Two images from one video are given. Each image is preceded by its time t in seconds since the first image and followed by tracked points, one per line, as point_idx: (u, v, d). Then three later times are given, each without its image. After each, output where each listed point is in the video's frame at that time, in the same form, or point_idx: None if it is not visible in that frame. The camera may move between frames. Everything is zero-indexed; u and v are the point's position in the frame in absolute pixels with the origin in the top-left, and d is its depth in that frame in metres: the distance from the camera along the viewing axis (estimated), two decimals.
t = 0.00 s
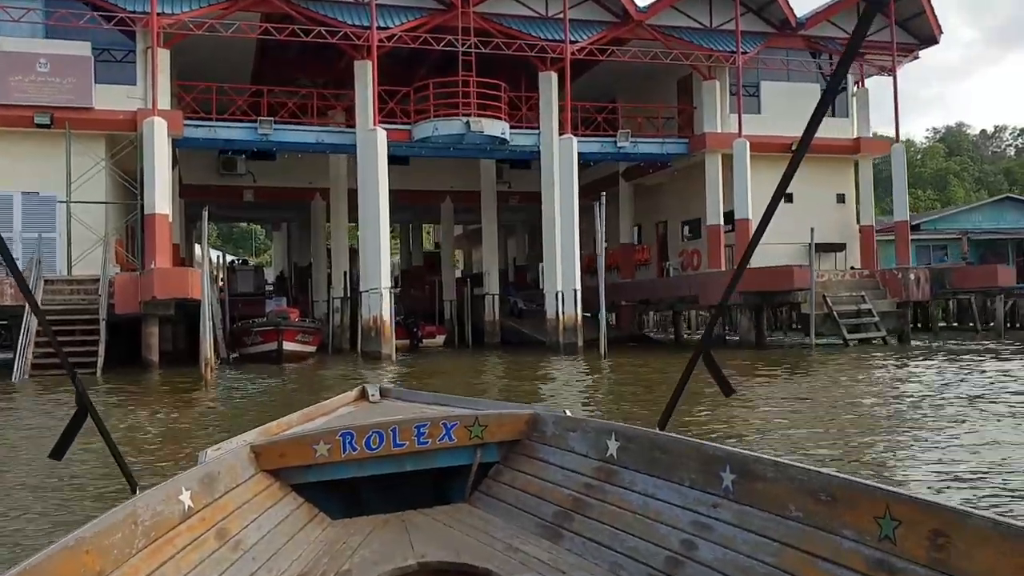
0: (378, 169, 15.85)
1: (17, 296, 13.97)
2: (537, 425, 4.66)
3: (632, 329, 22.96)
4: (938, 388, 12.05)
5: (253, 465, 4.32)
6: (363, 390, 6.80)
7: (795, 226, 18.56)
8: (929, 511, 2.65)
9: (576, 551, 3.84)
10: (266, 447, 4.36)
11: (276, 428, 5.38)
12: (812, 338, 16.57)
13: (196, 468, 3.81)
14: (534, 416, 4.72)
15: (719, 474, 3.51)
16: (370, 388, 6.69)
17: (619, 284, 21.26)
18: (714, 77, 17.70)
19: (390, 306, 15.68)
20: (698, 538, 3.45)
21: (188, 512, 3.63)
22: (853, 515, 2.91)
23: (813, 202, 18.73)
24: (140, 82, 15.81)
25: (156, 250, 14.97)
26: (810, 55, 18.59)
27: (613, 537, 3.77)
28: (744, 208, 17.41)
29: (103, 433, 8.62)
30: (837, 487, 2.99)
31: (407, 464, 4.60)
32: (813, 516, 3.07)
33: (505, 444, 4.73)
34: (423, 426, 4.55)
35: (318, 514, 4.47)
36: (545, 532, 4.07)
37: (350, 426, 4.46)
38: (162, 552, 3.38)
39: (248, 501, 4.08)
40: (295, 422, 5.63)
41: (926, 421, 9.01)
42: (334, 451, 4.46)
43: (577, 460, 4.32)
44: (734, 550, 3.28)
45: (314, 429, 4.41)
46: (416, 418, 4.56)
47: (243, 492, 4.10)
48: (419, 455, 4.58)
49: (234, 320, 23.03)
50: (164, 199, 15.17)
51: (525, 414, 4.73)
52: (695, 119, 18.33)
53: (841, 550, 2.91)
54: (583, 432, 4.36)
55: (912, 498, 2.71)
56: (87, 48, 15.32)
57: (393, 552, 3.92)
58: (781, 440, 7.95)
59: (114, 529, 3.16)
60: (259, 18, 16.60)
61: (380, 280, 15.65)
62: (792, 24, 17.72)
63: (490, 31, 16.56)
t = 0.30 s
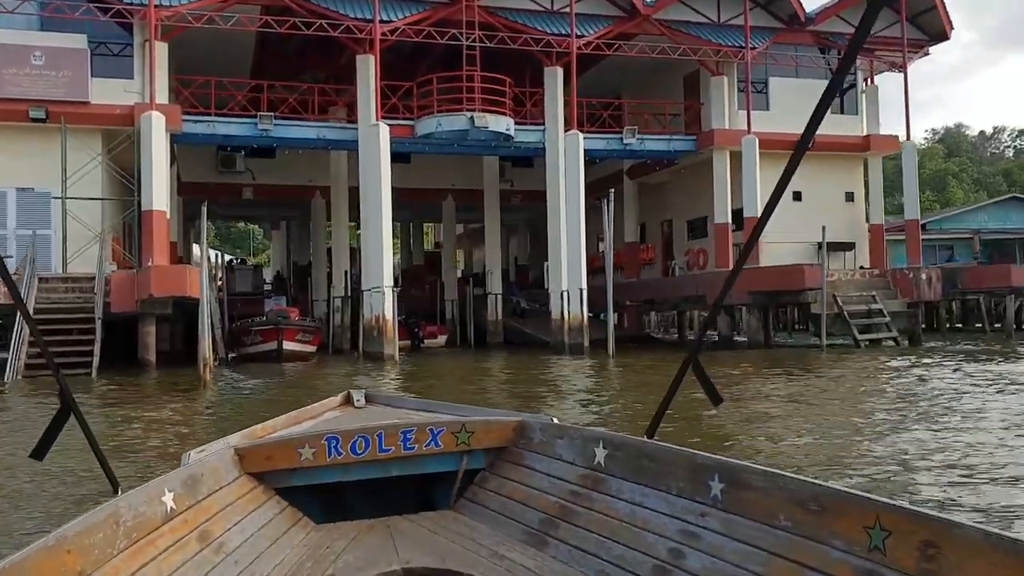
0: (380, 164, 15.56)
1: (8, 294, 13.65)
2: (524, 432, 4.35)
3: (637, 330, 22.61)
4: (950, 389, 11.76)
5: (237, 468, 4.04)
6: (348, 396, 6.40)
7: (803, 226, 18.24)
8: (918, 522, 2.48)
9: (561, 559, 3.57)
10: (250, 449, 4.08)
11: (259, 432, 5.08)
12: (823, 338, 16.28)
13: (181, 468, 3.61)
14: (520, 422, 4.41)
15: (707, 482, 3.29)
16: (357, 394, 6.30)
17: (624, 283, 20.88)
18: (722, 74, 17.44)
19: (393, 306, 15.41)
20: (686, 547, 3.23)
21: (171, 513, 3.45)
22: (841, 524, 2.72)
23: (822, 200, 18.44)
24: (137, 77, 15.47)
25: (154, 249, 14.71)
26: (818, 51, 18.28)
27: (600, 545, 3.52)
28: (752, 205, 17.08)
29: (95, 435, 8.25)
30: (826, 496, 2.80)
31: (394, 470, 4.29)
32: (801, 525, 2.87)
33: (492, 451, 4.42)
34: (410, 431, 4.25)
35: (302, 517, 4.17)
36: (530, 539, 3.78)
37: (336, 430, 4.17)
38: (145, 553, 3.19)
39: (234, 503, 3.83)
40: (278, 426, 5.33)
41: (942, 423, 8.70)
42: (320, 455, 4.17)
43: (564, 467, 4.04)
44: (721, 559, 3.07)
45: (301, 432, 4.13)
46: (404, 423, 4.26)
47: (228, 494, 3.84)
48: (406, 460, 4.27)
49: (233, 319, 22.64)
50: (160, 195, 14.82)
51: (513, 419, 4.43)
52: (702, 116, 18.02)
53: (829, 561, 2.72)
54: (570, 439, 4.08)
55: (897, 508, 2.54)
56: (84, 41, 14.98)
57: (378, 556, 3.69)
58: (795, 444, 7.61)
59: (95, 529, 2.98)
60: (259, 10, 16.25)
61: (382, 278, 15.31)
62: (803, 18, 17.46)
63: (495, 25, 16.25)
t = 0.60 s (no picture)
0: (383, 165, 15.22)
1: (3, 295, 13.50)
2: (507, 422, 4.62)
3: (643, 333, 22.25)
4: (958, 391, 11.60)
5: (218, 454, 4.31)
6: (329, 384, 6.70)
7: (810, 227, 17.95)
8: (904, 511, 2.51)
9: (544, 548, 3.74)
10: (232, 436, 4.35)
11: (241, 418, 5.29)
12: (834, 342, 16.03)
13: (162, 455, 3.73)
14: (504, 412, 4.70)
15: (692, 472, 3.37)
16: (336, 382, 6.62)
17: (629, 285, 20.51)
18: (729, 73, 17.20)
19: (394, 308, 15.07)
20: (671, 537, 3.32)
21: (151, 499, 3.54)
22: (825, 514, 2.77)
23: (829, 200, 18.15)
24: (135, 73, 15.20)
25: (150, 250, 14.40)
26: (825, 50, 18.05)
27: (584, 533, 3.67)
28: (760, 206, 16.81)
29: (91, 440, 7.95)
30: (811, 487, 2.84)
31: (374, 459, 4.61)
32: (787, 515, 2.93)
33: (475, 441, 4.72)
34: (393, 420, 4.57)
35: (283, 505, 4.43)
36: (513, 528, 3.98)
37: (318, 418, 4.47)
38: (125, 538, 3.25)
39: (214, 490, 4.04)
40: (261, 413, 5.57)
41: (952, 424, 8.55)
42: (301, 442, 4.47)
43: (549, 457, 4.22)
44: (706, 549, 3.15)
45: (282, 420, 4.43)
46: (386, 412, 4.57)
47: (208, 480, 4.06)
48: (388, 449, 4.59)
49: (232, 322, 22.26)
50: (157, 194, 14.50)
51: (496, 410, 4.72)
52: (708, 115, 17.77)
53: (815, 550, 2.77)
54: (554, 429, 4.25)
55: (884, 498, 2.58)
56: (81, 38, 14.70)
57: (359, 546, 3.81)
58: (803, 444, 7.48)
59: (77, 512, 3.00)
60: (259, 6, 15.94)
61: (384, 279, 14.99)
62: (811, 16, 17.25)
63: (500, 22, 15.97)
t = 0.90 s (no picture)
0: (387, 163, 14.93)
1: None
2: (469, 414, 4.76)
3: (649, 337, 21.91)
4: (964, 392, 11.42)
5: (177, 451, 4.34)
6: (288, 379, 6.80)
7: (819, 227, 17.69)
8: (856, 498, 2.62)
9: (506, 539, 3.88)
10: (189, 433, 4.39)
11: (198, 415, 5.29)
12: (847, 346, 15.83)
13: (120, 453, 3.77)
14: (464, 406, 4.80)
15: (651, 462, 3.50)
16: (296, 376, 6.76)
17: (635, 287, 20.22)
18: (737, 71, 16.94)
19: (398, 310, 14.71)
20: (629, 525, 3.46)
21: (109, 498, 3.58)
22: (784, 502, 2.87)
23: (838, 200, 17.89)
24: (132, 71, 14.85)
25: (149, 251, 14.10)
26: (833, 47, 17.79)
27: (545, 524, 3.82)
28: (771, 207, 16.49)
29: (82, 442, 7.74)
30: (767, 475, 2.95)
31: (335, 453, 4.69)
32: (745, 503, 3.03)
33: (436, 434, 4.85)
34: (354, 415, 4.64)
35: (242, 502, 4.57)
36: (476, 521, 4.13)
37: (278, 413, 4.52)
38: (81, 537, 3.31)
39: (172, 488, 4.09)
40: (218, 409, 5.60)
41: (958, 425, 8.40)
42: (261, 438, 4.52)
43: (511, 449, 4.36)
44: (666, 537, 3.27)
45: (241, 416, 4.47)
46: (347, 407, 4.64)
47: (166, 477, 4.10)
48: (349, 443, 4.67)
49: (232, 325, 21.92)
50: (155, 193, 14.20)
51: (456, 404, 4.83)
52: (716, 114, 17.49)
53: (770, 536, 2.88)
54: (516, 421, 4.39)
55: (839, 485, 2.68)
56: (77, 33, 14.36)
57: (321, 541, 3.96)
58: (804, 443, 7.33)
59: (30, 514, 3.05)
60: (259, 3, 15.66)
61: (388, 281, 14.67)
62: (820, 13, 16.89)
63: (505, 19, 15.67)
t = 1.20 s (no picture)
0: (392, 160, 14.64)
1: None
2: (422, 414, 4.61)
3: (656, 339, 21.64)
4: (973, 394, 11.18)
5: (123, 457, 4.21)
6: (237, 382, 6.61)
7: (831, 226, 17.39)
8: (805, 492, 2.61)
9: (459, 540, 3.77)
10: (135, 439, 4.27)
11: (145, 420, 5.10)
12: (863, 349, 15.51)
13: (62, 461, 3.65)
14: (417, 406, 4.66)
15: (604, 459, 3.44)
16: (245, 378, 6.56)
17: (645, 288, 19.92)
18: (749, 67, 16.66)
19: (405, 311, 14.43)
20: (581, 523, 3.38)
21: (52, 506, 3.46)
22: (733, 497, 2.84)
23: (850, 199, 17.57)
24: (133, 66, 14.57)
25: (150, 251, 13.81)
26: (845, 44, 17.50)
27: (498, 525, 3.71)
28: (783, 205, 16.21)
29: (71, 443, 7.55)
30: (719, 472, 2.92)
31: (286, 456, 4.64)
32: (694, 499, 2.99)
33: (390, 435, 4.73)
34: (304, 418, 4.60)
35: (193, 506, 4.41)
36: (429, 522, 4.01)
37: (226, 418, 4.46)
38: (22, 548, 3.19)
39: (118, 494, 3.95)
40: (167, 412, 5.44)
41: (971, 428, 8.15)
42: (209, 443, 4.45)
43: (464, 449, 4.22)
44: (619, 535, 3.19)
45: (188, 421, 4.40)
46: (297, 410, 4.60)
47: (111, 484, 3.96)
48: (300, 446, 4.63)
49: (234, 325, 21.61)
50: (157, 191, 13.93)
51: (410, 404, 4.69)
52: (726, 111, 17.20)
53: (721, 533, 2.84)
54: (470, 421, 4.26)
55: (788, 480, 2.67)
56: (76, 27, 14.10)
57: (272, 546, 3.82)
58: (811, 446, 7.10)
59: None
60: None
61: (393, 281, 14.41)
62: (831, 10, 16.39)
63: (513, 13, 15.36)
